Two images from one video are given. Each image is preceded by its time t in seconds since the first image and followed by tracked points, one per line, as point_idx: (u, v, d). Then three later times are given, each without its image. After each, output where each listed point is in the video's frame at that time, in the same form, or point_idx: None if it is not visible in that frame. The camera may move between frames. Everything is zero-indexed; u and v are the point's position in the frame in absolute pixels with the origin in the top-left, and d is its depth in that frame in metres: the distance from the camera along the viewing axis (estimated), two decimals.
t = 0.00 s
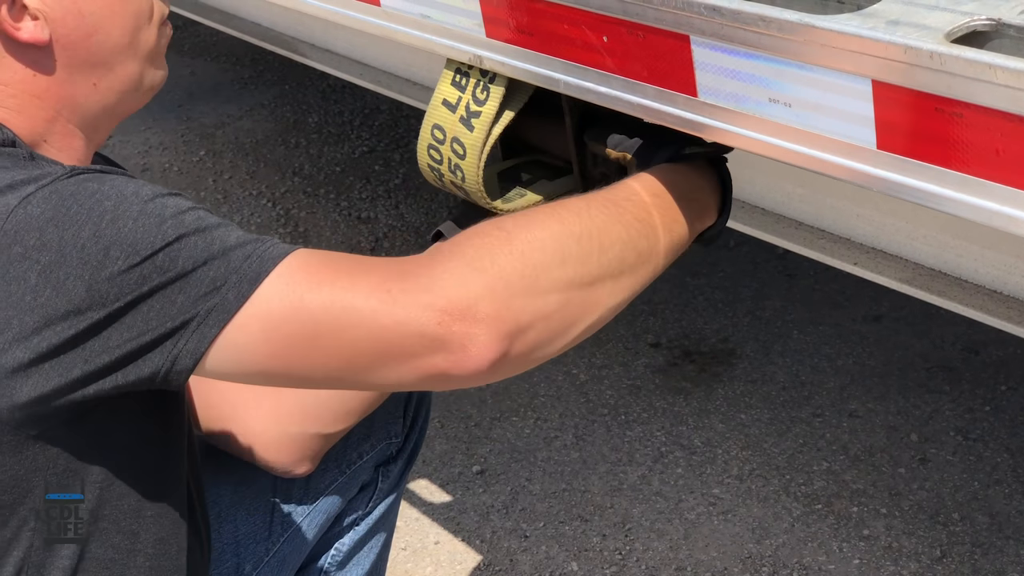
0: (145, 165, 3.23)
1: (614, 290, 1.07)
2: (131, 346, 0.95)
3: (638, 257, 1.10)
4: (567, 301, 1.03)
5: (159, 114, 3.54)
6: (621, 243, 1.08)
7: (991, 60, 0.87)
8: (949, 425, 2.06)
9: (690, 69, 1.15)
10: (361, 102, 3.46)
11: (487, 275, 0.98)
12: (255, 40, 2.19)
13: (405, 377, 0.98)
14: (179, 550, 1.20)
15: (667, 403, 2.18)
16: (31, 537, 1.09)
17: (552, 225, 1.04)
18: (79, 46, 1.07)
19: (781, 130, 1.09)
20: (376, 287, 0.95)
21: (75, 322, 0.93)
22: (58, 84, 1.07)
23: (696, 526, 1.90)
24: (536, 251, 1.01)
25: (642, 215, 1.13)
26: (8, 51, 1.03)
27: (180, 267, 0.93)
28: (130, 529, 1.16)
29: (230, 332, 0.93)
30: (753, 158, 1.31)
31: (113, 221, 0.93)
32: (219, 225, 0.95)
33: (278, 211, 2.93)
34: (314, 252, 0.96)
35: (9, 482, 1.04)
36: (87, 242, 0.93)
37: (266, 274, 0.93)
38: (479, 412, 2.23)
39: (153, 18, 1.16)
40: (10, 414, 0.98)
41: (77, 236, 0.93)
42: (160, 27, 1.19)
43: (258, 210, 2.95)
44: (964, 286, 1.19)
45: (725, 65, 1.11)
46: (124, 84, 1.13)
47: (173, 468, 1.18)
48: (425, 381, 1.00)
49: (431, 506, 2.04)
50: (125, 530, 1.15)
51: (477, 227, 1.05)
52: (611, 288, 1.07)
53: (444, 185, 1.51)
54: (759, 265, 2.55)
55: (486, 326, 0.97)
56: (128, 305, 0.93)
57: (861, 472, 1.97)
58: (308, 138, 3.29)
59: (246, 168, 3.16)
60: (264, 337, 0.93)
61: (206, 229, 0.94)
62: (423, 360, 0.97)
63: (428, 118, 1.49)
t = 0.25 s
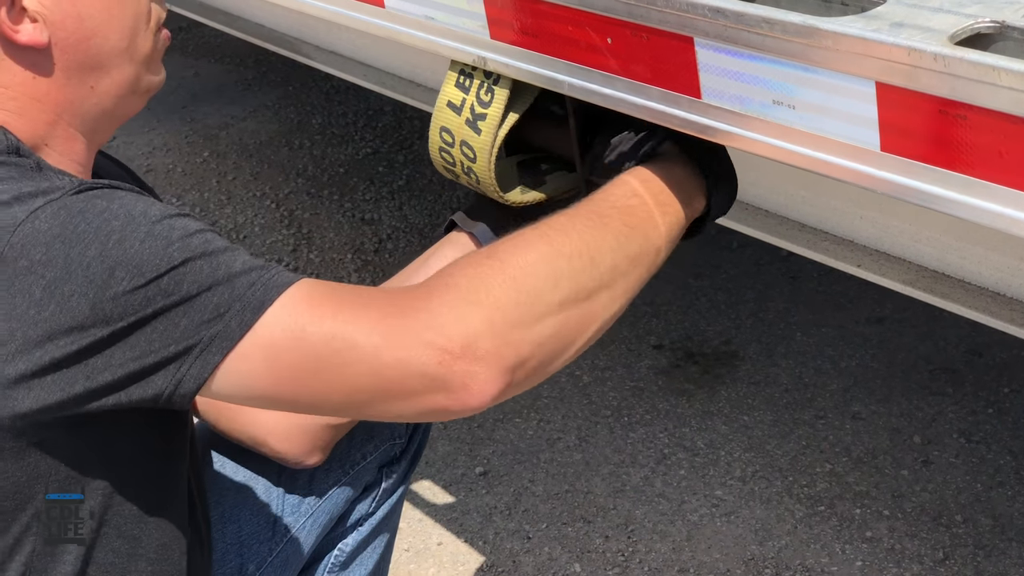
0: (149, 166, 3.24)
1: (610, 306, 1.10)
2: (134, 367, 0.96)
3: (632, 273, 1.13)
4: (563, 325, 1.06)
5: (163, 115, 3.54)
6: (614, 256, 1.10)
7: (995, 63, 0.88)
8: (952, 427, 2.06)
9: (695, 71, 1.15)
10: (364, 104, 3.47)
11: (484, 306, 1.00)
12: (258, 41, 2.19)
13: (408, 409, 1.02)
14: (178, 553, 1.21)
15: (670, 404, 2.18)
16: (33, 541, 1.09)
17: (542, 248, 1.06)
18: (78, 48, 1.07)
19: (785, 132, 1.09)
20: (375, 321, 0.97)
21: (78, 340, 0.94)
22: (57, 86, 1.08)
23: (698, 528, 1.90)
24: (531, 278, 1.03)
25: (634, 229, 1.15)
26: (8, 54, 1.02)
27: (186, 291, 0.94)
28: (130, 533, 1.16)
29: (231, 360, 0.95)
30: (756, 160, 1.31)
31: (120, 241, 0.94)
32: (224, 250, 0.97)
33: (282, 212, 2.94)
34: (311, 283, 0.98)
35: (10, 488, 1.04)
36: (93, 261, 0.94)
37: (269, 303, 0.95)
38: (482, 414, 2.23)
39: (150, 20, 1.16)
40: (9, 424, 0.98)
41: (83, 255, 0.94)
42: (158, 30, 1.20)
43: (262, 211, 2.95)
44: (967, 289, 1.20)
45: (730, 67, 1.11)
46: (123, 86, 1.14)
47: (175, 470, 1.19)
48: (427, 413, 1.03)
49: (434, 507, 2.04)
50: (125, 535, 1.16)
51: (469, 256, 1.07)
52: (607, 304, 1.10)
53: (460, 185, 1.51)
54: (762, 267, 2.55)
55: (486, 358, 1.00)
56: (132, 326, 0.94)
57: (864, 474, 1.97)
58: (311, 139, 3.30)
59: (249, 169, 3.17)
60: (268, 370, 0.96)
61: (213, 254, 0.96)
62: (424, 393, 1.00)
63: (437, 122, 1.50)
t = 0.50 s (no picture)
0: (149, 168, 3.24)
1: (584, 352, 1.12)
2: (114, 385, 0.95)
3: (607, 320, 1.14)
4: (540, 367, 1.07)
5: (163, 117, 3.55)
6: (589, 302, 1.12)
7: (993, 65, 0.88)
8: (951, 429, 2.06)
9: (694, 73, 1.16)
10: (365, 106, 3.47)
11: (464, 346, 1.01)
12: (258, 43, 2.19)
13: (383, 447, 1.02)
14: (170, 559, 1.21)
15: (670, 406, 2.18)
16: (29, 548, 1.09)
17: (522, 293, 1.07)
18: (77, 53, 1.07)
19: (784, 134, 1.09)
20: (358, 353, 0.98)
21: (58, 356, 0.94)
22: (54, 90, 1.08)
23: (698, 530, 1.90)
24: (512, 320, 1.04)
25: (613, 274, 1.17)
26: (8, 57, 1.03)
27: (170, 312, 0.94)
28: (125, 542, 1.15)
29: (214, 379, 0.95)
30: (756, 162, 1.31)
31: (107, 259, 0.94)
32: (211, 273, 0.97)
33: (282, 214, 2.94)
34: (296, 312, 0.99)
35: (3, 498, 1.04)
36: (79, 277, 0.94)
37: (252, 324, 0.95)
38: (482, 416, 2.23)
39: (150, 24, 1.17)
40: None
41: (70, 271, 0.94)
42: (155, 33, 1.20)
43: (262, 213, 2.95)
44: (967, 291, 1.20)
45: (729, 69, 1.11)
46: (120, 89, 1.14)
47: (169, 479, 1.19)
48: (402, 452, 1.03)
49: (434, 509, 2.04)
50: (119, 543, 1.15)
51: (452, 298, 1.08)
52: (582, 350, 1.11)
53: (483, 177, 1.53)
54: (762, 269, 2.55)
55: (465, 398, 1.01)
56: (114, 343, 0.94)
57: (864, 476, 1.97)
58: (312, 141, 3.30)
59: (250, 171, 3.17)
60: (249, 396, 0.96)
61: (199, 276, 0.96)
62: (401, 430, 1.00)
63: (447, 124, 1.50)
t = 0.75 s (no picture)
0: (155, 168, 3.25)
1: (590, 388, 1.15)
2: (121, 406, 0.97)
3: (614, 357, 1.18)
4: (549, 400, 1.10)
5: (169, 118, 3.56)
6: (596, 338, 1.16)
7: (1000, 66, 0.88)
8: (957, 431, 2.05)
9: (700, 74, 1.16)
10: (370, 107, 3.48)
11: (476, 382, 1.05)
12: (264, 44, 2.20)
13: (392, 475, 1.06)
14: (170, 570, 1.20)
15: (675, 407, 2.18)
16: (34, 551, 1.09)
17: (536, 331, 1.11)
18: (79, 56, 1.08)
19: (791, 135, 1.09)
20: (373, 383, 1.01)
21: (64, 373, 0.95)
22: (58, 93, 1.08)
23: (703, 531, 1.90)
24: (523, 357, 1.08)
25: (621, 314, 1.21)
26: (9, 59, 1.03)
27: (182, 339, 0.97)
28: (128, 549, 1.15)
29: (226, 407, 0.99)
30: (762, 163, 1.31)
31: (116, 283, 0.96)
32: (221, 298, 0.99)
33: (287, 215, 2.94)
34: (317, 339, 1.02)
35: (4, 505, 1.04)
36: (88, 299, 0.95)
37: (265, 353, 0.99)
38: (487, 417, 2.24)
39: (153, 28, 1.17)
40: None
41: (78, 292, 0.95)
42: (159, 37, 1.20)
43: (267, 214, 2.96)
44: (973, 293, 1.20)
45: (736, 70, 1.11)
46: (123, 93, 1.14)
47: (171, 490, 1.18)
48: (410, 478, 1.07)
49: (439, 510, 2.04)
50: (126, 556, 1.15)
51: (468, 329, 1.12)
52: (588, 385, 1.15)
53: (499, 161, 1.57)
54: (767, 270, 2.55)
55: (472, 432, 1.05)
56: (123, 364, 0.96)
57: (869, 477, 1.97)
58: (317, 142, 3.30)
59: (255, 172, 3.18)
60: (264, 421, 0.99)
61: (209, 303, 0.98)
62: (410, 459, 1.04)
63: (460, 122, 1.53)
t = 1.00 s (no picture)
0: (159, 169, 3.25)
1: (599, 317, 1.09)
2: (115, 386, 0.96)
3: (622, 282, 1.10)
4: (552, 335, 1.04)
5: (173, 118, 3.56)
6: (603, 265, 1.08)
7: (1006, 67, 0.88)
8: (962, 432, 2.05)
9: (705, 75, 1.16)
10: (374, 107, 3.48)
11: (468, 325, 0.98)
12: (269, 44, 2.20)
13: (399, 421, 1.02)
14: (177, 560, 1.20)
15: (679, 408, 2.18)
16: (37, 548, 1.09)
17: (527, 263, 1.03)
18: (88, 59, 1.08)
19: (796, 136, 1.09)
20: (360, 333, 0.96)
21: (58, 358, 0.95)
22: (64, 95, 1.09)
23: (707, 532, 1.90)
24: (517, 294, 1.01)
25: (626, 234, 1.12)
26: (18, 62, 1.04)
27: (167, 312, 0.94)
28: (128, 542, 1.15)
29: (215, 377, 0.95)
30: (766, 164, 1.31)
31: (101, 262, 0.94)
32: (207, 268, 0.96)
33: (291, 215, 2.95)
34: (295, 294, 0.96)
35: (4, 495, 1.05)
36: (74, 280, 0.94)
37: (252, 317, 0.94)
38: (491, 417, 2.24)
39: (162, 34, 1.17)
40: None
41: (65, 274, 0.94)
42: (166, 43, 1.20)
43: (271, 214, 2.96)
44: (979, 294, 1.20)
45: (740, 71, 1.11)
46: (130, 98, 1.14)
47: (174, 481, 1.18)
48: (418, 427, 1.03)
49: (443, 510, 2.05)
50: (124, 544, 1.15)
51: (454, 267, 1.04)
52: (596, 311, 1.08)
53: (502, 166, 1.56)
54: (772, 271, 2.54)
55: (476, 377, 1.00)
56: (113, 343, 0.95)
57: (874, 478, 1.97)
58: (321, 142, 3.30)
59: (259, 172, 3.18)
60: (253, 389, 0.96)
61: (195, 274, 0.95)
62: (415, 408, 1.00)
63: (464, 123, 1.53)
